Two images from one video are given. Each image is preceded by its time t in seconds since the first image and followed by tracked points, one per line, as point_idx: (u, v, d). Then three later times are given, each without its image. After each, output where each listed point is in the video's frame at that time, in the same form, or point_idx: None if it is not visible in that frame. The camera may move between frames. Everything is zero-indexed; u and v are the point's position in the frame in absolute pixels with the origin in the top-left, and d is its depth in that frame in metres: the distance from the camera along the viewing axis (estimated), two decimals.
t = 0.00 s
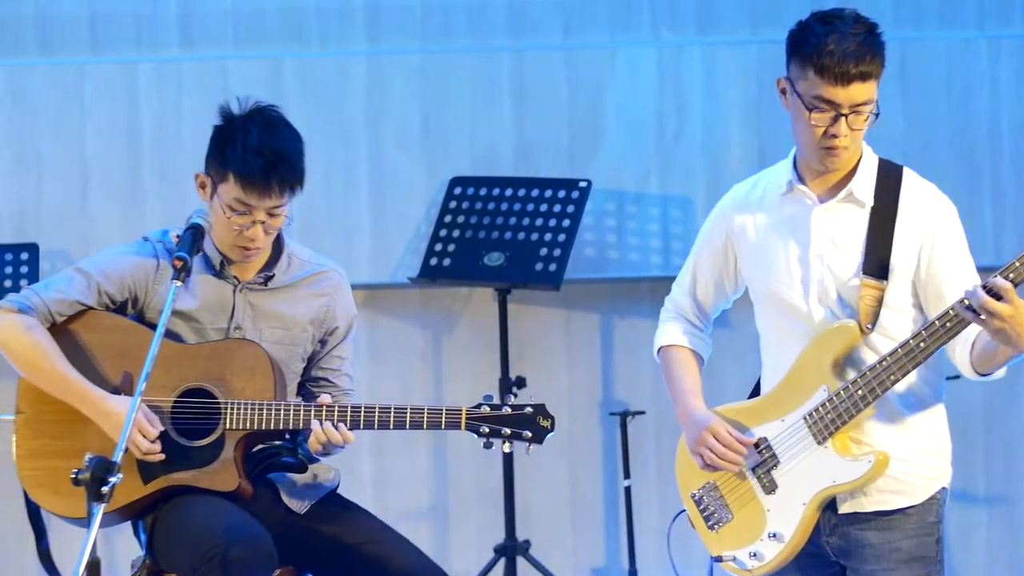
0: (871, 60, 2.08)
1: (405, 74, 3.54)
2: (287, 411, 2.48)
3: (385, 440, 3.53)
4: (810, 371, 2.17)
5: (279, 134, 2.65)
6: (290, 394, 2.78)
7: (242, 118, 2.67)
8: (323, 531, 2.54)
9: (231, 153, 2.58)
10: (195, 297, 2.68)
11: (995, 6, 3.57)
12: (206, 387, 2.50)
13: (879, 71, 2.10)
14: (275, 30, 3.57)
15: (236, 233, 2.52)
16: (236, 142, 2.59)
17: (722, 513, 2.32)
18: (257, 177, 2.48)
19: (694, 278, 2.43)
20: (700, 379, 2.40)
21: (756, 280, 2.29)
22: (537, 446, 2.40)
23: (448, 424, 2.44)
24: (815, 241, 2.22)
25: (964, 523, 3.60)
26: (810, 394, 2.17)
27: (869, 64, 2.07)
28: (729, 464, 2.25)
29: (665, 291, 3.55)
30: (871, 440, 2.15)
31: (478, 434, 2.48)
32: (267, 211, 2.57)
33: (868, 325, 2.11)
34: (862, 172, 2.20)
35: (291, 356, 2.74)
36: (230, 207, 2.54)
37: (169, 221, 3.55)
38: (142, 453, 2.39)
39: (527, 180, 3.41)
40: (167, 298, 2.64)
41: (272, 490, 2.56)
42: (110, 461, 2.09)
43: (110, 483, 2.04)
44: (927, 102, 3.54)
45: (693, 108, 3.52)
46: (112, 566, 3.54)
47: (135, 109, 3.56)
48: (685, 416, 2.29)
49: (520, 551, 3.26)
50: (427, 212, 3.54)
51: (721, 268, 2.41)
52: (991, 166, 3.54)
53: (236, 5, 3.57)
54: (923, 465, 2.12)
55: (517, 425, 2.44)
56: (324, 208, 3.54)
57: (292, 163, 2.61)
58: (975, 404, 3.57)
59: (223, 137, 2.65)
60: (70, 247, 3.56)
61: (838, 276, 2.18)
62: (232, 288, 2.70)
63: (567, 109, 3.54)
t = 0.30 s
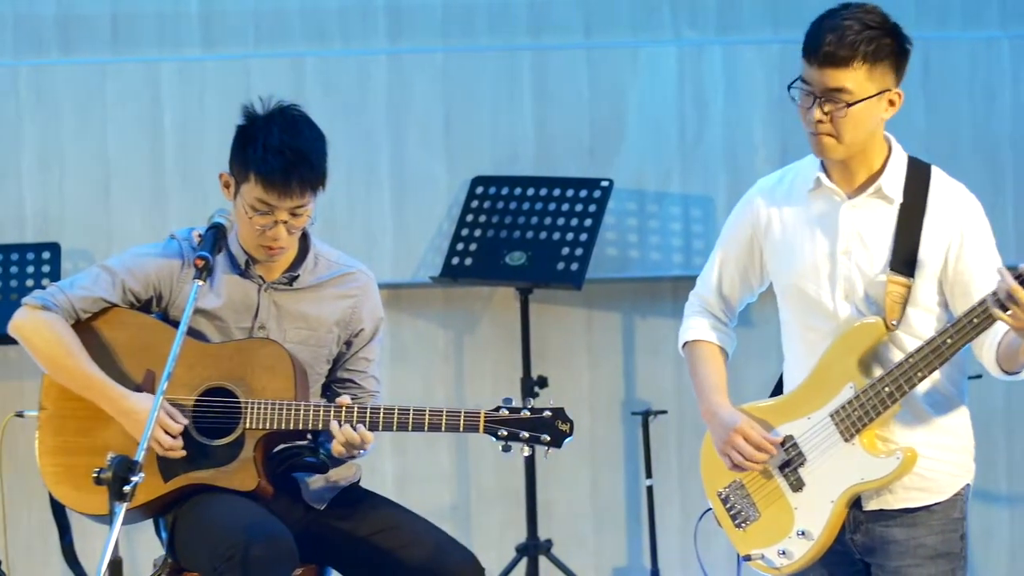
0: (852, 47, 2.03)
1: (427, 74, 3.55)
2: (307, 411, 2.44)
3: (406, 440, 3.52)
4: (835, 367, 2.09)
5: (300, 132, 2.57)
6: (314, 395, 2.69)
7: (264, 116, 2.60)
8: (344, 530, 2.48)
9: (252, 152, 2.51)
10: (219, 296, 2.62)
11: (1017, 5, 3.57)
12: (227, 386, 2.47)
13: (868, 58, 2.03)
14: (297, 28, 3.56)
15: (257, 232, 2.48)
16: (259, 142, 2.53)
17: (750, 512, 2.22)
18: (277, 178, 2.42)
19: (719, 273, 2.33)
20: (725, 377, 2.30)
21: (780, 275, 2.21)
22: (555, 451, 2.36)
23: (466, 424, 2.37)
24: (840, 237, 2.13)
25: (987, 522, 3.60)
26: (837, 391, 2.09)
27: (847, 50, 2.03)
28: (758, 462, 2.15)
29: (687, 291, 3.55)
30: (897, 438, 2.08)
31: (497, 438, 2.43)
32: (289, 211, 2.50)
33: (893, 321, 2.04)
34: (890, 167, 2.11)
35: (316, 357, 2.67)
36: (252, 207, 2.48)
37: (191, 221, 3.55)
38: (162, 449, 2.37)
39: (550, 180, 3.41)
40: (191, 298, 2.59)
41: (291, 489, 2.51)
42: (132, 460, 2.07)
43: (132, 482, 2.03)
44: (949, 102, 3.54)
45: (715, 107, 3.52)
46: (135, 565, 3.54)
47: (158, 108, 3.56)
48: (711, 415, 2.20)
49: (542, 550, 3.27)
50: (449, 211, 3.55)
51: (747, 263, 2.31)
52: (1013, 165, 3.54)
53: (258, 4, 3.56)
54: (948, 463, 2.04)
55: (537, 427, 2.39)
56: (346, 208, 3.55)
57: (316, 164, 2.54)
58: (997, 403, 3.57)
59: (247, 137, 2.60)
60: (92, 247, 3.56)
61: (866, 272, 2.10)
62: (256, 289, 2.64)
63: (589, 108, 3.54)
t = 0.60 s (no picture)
0: (852, 48, 2.02)
1: (452, 73, 3.55)
2: (334, 411, 2.40)
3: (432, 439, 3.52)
4: (864, 370, 2.03)
5: (336, 134, 2.51)
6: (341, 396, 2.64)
7: (300, 118, 2.53)
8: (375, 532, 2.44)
9: (287, 153, 2.45)
10: (248, 295, 2.56)
11: None
12: (255, 385, 2.43)
13: (871, 60, 2.02)
14: (323, 28, 3.56)
15: (287, 234, 2.41)
16: (293, 142, 2.46)
17: (772, 510, 2.16)
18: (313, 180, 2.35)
19: (744, 269, 2.24)
20: (747, 376, 2.21)
21: (809, 273, 2.14)
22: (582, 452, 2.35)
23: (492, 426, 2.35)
24: (872, 239, 2.08)
25: (1012, 522, 3.60)
26: (864, 394, 2.04)
27: (847, 52, 2.03)
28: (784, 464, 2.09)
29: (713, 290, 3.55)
30: (923, 440, 2.03)
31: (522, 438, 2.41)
32: (322, 212, 2.44)
33: (926, 326, 1.99)
34: (922, 172, 2.07)
35: (343, 357, 2.61)
36: (285, 208, 2.42)
37: (216, 220, 3.55)
38: (186, 454, 2.35)
39: (575, 179, 3.41)
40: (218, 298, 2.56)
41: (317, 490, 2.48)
42: (157, 460, 2.04)
43: (158, 482, 2.00)
44: (975, 101, 3.55)
45: (741, 106, 3.53)
46: (160, 564, 3.53)
47: (182, 108, 3.55)
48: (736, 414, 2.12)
49: (567, 550, 3.27)
50: (475, 211, 3.55)
51: (773, 260, 2.23)
52: None
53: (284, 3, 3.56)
54: (974, 466, 2.02)
55: (563, 430, 2.37)
56: (371, 207, 3.54)
57: (351, 166, 2.48)
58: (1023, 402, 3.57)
59: (281, 135, 2.52)
60: (117, 246, 3.55)
61: (897, 275, 2.05)
62: (285, 287, 2.58)
63: (615, 107, 3.54)
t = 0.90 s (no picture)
0: (864, 55, 2.01)
1: (479, 72, 3.54)
2: (361, 411, 2.37)
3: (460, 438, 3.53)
4: (891, 370, 2.01)
5: (367, 133, 2.46)
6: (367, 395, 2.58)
7: (331, 116, 2.49)
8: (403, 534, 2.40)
9: (318, 152, 2.41)
10: (276, 294, 2.51)
11: None
12: (283, 384, 2.41)
13: (883, 66, 2.01)
14: (349, 27, 3.56)
15: (318, 234, 2.36)
16: (323, 141, 2.42)
17: (800, 513, 2.14)
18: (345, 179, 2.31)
19: (771, 275, 2.20)
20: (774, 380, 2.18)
21: (835, 277, 2.13)
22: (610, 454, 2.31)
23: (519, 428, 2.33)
24: (898, 239, 2.06)
25: None
26: (891, 394, 2.02)
27: (859, 59, 2.01)
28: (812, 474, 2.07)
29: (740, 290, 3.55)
30: (952, 441, 2.00)
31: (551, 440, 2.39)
32: (353, 212, 2.39)
33: (952, 326, 1.96)
34: (945, 173, 2.05)
35: (371, 356, 2.56)
36: (315, 208, 2.37)
37: (243, 219, 3.55)
38: (221, 448, 2.33)
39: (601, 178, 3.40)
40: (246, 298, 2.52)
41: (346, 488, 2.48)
42: (184, 458, 2.00)
43: (184, 481, 1.97)
44: (1002, 100, 3.54)
45: (768, 105, 3.52)
46: (188, 563, 3.54)
47: (209, 106, 3.55)
48: (765, 426, 2.10)
49: (594, 549, 3.27)
50: (502, 210, 3.55)
51: (800, 266, 2.20)
52: None
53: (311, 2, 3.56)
54: (1003, 467, 1.99)
55: (590, 431, 2.35)
56: (398, 206, 3.54)
57: (382, 165, 2.42)
58: None
59: (310, 135, 2.48)
60: (143, 245, 3.55)
61: (922, 276, 2.04)
62: (313, 286, 2.54)
63: (641, 106, 3.53)
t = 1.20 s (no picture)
0: (894, 48, 2.01)
1: (505, 71, 3.54)
2: (385, 408, 2.35)
3: (485, 437, 3.53)
4: (915, 365, 1.98)
5: (382, 128, 2.46)
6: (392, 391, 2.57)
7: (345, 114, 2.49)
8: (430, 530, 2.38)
9: (334, 149, 2.41)
10: (297, 293, 2.51)
11: None
12: (306, 383, 2.40)
13: (914, 59, 2.00)
14: (375, 26, 3.56)
15: (337, 229, 2.37)
16: (339, 137, 2.43)
17: (827, 509, 2.10)
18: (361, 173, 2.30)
19: (798, 269, 2.20)
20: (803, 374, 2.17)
21: (862, 272, 2.09)
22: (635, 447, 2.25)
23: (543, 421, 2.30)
24: (925, 234, 2.03)
25: None
26: (917, 389, 1.98)
27: (890, 53, 2.01)
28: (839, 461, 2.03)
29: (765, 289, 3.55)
30: (977, 437, 1.97)
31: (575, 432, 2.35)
32: (370, 207, 2.39)
33: (977, 322, 1.93)
34: (974, 169, 2.02)
35: (394, 352, 2.55)
36: (332, 203, 2.37)
37: (269, 219, 3.54)
38: (242, 452, 2.32)
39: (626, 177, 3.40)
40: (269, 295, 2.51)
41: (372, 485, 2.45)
42: (210, 457, 2.00)
43: (209, 480, 1.96)
44: None
45: (794, 105, 3.53)
46: (213, 562, 3.53)
47: (235, 106, 3.54)
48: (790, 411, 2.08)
49: (620, 548, 3.28)
50: (527, 210, 3.55)
51: (828, 259, 2.18)
52: None
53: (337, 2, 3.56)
54: None
55: (614, 424, 2.30)
56: (424, 205, 3.54)
57: (398, 159, 2.42)
58: None
59: (327, 133, 2.49)
60: (169, 244, 3.55)
61: (948, 271, 2.00)
62: (334, 285, 2.53)
63: (667, 105, 3.54)
